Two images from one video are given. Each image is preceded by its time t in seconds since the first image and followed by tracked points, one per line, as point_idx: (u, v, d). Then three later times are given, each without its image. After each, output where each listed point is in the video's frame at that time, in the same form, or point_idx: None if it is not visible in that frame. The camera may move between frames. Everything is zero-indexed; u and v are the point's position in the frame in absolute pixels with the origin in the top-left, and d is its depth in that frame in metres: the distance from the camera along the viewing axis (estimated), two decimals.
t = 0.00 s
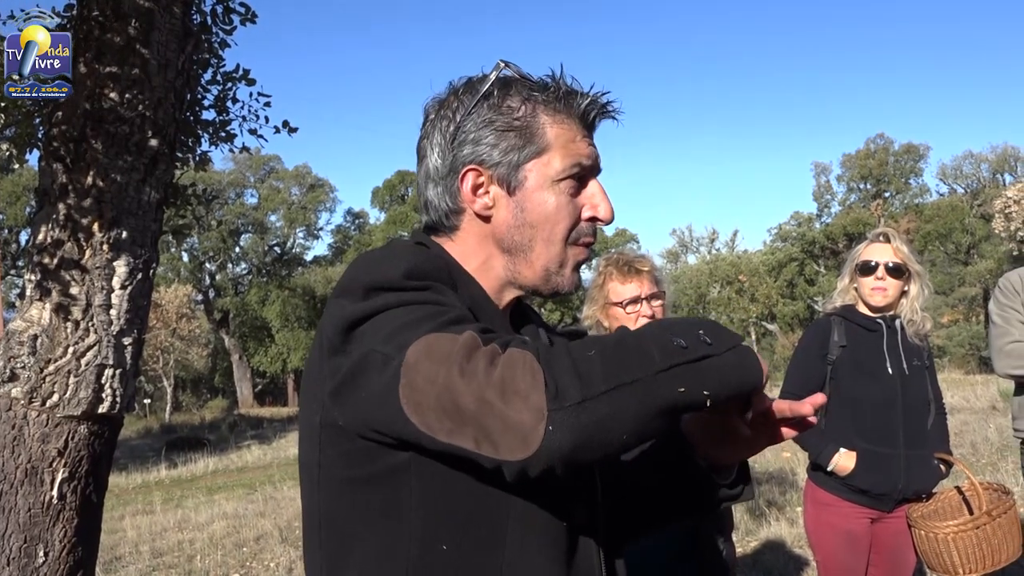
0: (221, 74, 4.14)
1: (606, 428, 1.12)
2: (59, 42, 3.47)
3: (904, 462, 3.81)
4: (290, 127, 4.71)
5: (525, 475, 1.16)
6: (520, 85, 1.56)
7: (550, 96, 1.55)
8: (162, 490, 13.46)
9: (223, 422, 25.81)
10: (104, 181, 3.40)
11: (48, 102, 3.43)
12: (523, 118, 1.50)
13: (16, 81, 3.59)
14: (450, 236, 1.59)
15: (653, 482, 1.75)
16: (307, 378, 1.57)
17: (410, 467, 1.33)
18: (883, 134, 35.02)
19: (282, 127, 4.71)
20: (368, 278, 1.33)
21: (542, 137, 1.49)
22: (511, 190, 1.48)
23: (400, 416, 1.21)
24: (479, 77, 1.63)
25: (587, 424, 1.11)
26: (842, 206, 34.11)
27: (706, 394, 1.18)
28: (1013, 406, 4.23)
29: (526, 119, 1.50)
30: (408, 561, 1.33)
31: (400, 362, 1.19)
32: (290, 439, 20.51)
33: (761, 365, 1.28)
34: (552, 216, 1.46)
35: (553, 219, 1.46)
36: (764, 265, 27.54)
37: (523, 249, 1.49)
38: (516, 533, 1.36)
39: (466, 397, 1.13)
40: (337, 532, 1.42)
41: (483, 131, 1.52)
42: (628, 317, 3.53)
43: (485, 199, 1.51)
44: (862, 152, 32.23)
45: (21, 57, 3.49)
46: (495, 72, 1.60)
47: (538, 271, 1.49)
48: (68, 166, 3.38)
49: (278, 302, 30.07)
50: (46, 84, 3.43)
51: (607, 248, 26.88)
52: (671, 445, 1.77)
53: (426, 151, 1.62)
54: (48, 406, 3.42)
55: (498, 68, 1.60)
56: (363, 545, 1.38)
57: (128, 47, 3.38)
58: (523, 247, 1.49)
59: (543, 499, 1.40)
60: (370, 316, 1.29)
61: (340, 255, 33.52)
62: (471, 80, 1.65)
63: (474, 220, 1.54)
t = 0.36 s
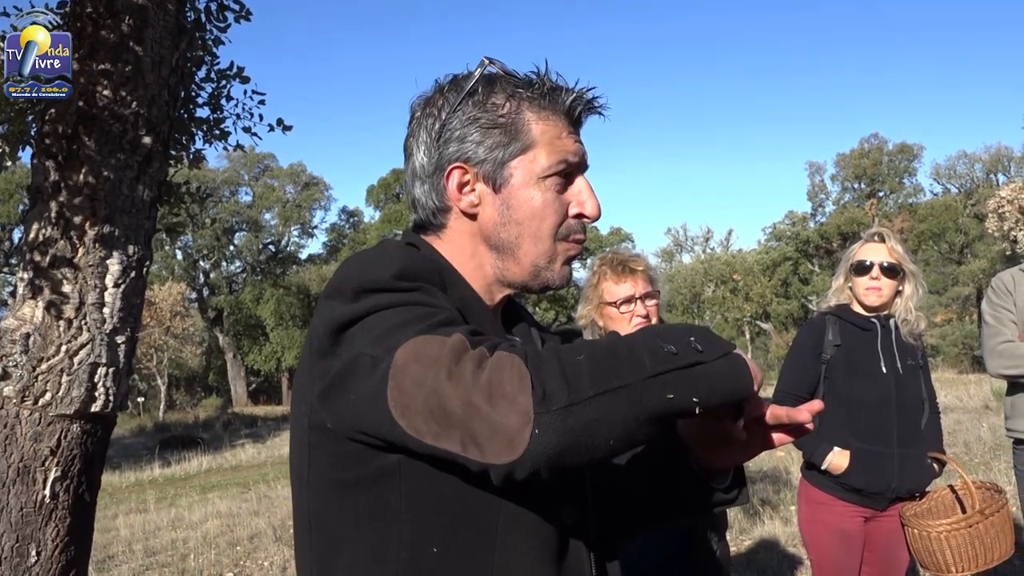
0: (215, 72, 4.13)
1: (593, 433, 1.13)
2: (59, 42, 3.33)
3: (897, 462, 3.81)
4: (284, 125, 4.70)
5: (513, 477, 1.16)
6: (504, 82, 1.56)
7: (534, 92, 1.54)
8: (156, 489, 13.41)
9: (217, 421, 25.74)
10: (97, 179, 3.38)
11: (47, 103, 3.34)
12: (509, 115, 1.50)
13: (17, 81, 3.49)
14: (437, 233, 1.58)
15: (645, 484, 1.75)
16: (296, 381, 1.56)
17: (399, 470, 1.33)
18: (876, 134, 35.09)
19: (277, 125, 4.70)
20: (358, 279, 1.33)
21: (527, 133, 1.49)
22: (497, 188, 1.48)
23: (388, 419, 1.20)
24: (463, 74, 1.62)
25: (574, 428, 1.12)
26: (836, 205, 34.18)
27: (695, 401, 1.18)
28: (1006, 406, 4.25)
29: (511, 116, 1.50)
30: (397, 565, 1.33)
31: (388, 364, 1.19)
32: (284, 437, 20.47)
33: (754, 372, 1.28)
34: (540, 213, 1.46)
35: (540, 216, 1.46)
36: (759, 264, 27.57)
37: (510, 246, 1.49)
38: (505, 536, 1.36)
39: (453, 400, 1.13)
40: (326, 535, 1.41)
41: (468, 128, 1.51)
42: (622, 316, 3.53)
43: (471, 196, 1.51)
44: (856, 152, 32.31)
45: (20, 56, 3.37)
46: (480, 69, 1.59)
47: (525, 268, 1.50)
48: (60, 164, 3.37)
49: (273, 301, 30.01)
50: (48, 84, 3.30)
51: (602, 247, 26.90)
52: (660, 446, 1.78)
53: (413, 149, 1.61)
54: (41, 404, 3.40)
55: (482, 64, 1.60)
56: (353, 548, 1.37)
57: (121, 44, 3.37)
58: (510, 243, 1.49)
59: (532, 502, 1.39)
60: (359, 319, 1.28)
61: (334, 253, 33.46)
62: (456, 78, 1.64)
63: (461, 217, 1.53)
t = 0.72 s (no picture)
0: (211, 76, 4.13)
1: (579, 440, 1.12)
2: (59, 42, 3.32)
3: (893, 467, 3.81)
4: (281, 129, 4.70)
5: (502, 484, 1.15)
6: (508, 94, 1.56)
7: (537, 104, 1.55)
8: (152, 493, 13.37)
9: (213, 425, 25.69)
10: (94, 184, 3.38)
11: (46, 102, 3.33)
12: (512, 128, 1.50)
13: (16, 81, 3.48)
14: (435, 242, 1.58)
15: (637, 485, 1.77)
16: (290, 386, 1.56)
17: (391, 476, 1.33)
18: (873, 139, 35.21)
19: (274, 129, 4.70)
20: (350, 284, 1.33)
21: (530, 147, 1.49)
22: (498, 200, 1.49)
23: (378, 425, 1.20)
24: (467, 82, 1.62)
25: (560, 435, 1.11)
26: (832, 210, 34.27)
27: (684, 409, 1.17)
28: (1001, 410, 4.26)
29: (515, 128, 1.50)
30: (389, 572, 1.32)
31: (379, 370, 1.19)
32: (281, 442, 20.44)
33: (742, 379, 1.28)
34: (539, 227, 1.47)
35: (539, 230, 1.47)
36: (755, 268, 27.59)
37: (508, 258, 1.50)
38: (498, 543, 1.35)
39: (442, 406, 1.13)
40: (320, 540, 1.41)
41: (470, 139, 1.51)
42: (618, 321, 3.52)
43: (472, 207, 1.51)
44: (852, 157, 32.38)
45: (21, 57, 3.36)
46: (484, 79, 1.59)
47: (523, 280, 1.51)
48: (57, 169, 3.36)
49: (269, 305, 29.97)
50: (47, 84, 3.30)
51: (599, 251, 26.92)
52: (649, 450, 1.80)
53: (414, 157, 1.61)
54: (36, 409, 3.39)
55: (486, 74, 1.59)
56: (346, 554, 1.37)
57: (119, 49, 3.37)
58: (508, 256, 1.50)
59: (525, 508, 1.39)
60: (352, 324, 1.29)
61: (331, 257, 33.45)
62: (459, 85, 1.64)
63: (459, 228, 1.53)
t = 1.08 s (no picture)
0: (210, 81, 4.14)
1: (572, 452, 1.13)
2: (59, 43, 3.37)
3: (892, 470, 3.81)
4: (280, 134, 4.71)
5: (495, 496, 1.16)
6: (503, 96, 1.56)
7: (526, 103, 1.57)
8: (151, 498, 13.33)
9: (212, 430, 25.65)
10: (92, 189, 3.38)
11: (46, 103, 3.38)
12: (517, 128, 1.52)
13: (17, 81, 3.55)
14: (447, 254, 1.54)
15: (637, 493, 1.77)
16: (288, 390, 1.57)
17: (387, 482, 1.33)
18: (871, 143, 35.29)
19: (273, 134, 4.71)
20: (347, 290, 1.33)
21: (535, 144, 1.52)
22: (516, 201, 1.50)
23: (373, 433, 1.21)
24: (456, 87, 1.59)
25: (553, 447, 1.11)
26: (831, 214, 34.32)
27: (678, 419, 1.18)
28: (999, 414, 4.26)
29: (520, 128, 1.52)
30: None
31: (374, 378, 1.19)
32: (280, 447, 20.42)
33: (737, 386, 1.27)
34: (555, 219, 1.53)
35: (555, 222, 1.53)
36: (754, 272, 27.61)
37: (529, 255, 1.53)
38: (494, 552, 1.35)
39: (435, 417, 1.13)
40: (316, 547, 1.41)
41: (477, 144, 1.50)
42: (616, 326, 3.52)
43: (491, 212, 1.50)
44: (851, 161, 32.42)
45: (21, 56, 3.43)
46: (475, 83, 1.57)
47: (543, 273, 1.55)
48: (55, 174, 3.36)
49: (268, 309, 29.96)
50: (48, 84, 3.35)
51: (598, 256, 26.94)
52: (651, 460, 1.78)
53: (416, 170, 1.55)
54: (34, 414, 3.38)
55: (477, 79, 1.58)
56: (342, 561, 1.37)
57: (117, 54, 3.37)
58: (529, 253, 1.53)
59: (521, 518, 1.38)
60: (348, 330, 1.29)
61: (330, 262, 33.46)
62: (447, 90, 1.60)
63: (477, 235, 1.52)
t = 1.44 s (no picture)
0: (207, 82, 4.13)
1: (581, 493, 1.12)
2: (59, 43, 3.35)
3: (890, 470, 3.81)
4: (277, 135, 4.70)
5: (499, 524, 1.15)
6: (556, 117, 1.55)
7: (579, 126, 1.56)
8: (149, 500, 13.30)
9: (211, 432, 25.62)
10: (88, 190, 3.37)
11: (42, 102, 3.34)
12: (566, 153, 1.51)
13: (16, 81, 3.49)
14: (477, 266, 1.54)
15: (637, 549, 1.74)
16: (299, 378, 1.56)
17: (389, 487, 1.31)
18: (869, 144, 35.31)
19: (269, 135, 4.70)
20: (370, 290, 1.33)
21: (581, 171, 1.52)
22: (555, 224, 1.50)
23: (384, 439, 1.20)
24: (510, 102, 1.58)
25: (564, 486, 1.11)
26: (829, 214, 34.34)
27: (687, 472, 1.19)
28: (998, 414, 4.25)
29: (569, 153, 1.51)
30: None
31: (391, 385, 1.18)
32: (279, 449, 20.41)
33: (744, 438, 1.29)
34: (588, 248, 1.54)
35: (587, 250, 1.54)
36: (753, 272, 27.61)
37: (558, 279, 1.53)
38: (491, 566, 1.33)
39: (453, 438, 1.12)
40: (311, 539, 1.41)
41: (525, 163, 1.49)
42: (613, 326, 3.51)
43: (528, 232, 1.50)
44: (849, 162, 32.44)
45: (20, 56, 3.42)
46: (531, 102, 1.56)
47: (568, 297, 1.55)
48: (51, 175, 3.36)
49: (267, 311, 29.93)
50: (48, 85, 3.30)
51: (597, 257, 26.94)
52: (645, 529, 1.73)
53: (458, 179, 1.54)
54: (31, 416, 3.37)
55: (533, 98, 1.56)
56: (335, 557, 1.36)
57: (113, 55, 3.37)
58: (558, 277, 1.53)
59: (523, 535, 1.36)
60: (367, 330, 1.28)
61: (328, 264, 33.45)
62: (499, 103, 1.59)
63: (510, 251, 1.51)
